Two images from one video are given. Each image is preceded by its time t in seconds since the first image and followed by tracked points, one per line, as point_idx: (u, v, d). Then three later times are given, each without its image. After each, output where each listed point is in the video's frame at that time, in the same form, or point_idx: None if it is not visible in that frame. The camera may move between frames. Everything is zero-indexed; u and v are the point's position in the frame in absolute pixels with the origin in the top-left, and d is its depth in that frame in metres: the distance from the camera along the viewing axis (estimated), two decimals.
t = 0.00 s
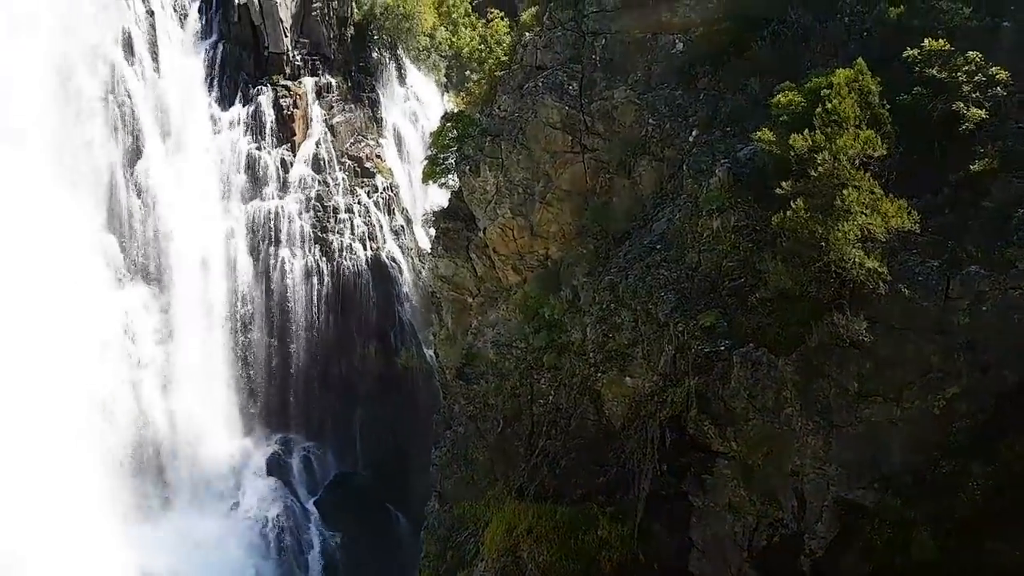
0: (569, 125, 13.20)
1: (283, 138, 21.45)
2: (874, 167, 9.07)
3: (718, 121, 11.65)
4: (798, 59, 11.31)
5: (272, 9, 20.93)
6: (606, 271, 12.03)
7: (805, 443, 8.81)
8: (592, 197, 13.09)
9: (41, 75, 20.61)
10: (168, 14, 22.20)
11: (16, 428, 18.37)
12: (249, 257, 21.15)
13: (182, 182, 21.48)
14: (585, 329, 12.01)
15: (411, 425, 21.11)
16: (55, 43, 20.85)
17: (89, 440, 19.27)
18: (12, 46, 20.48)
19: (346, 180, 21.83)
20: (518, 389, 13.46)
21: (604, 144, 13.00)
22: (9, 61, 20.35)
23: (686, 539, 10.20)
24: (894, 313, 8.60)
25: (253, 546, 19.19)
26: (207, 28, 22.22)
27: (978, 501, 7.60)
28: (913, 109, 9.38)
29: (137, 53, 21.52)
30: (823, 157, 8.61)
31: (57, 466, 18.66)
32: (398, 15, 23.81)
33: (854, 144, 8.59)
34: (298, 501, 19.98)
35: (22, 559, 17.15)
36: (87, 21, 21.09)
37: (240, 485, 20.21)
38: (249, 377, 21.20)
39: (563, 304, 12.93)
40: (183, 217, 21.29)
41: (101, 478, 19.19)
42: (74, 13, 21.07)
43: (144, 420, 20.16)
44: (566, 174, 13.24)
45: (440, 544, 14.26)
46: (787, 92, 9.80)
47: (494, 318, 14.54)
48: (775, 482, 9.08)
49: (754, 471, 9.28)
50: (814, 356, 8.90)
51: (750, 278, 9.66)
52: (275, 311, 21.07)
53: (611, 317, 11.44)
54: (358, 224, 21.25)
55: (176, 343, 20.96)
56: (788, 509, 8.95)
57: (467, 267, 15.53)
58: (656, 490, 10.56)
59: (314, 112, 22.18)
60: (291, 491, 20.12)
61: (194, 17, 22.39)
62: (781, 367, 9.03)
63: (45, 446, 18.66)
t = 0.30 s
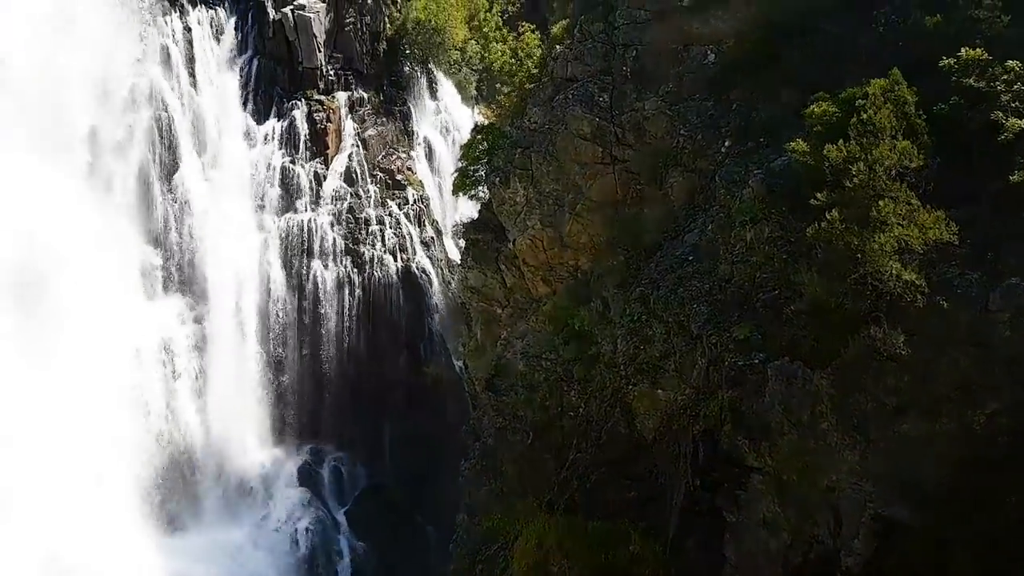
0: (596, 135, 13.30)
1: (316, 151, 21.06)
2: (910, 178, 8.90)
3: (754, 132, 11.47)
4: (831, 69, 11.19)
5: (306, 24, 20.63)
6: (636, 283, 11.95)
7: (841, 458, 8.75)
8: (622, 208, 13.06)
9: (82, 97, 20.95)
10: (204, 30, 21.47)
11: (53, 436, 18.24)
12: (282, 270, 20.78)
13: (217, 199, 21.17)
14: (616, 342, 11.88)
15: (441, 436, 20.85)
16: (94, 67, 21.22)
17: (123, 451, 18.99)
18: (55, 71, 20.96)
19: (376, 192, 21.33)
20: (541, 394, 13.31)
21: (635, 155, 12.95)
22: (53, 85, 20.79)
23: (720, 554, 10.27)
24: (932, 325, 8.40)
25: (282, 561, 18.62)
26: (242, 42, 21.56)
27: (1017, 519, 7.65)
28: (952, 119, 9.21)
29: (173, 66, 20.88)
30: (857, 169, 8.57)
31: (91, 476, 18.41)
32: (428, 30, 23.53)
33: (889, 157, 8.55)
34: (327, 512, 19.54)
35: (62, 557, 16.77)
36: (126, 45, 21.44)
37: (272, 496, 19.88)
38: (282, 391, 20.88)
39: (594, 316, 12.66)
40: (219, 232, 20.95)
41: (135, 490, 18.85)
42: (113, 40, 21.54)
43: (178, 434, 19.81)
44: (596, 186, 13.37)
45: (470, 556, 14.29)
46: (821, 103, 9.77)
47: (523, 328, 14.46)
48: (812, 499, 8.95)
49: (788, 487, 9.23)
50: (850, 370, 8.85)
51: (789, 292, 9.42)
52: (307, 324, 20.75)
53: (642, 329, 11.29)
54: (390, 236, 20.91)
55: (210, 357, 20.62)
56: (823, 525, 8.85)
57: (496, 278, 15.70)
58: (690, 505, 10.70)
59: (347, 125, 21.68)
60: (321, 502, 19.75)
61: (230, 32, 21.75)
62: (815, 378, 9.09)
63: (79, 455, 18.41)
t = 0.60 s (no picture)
0: (625, 145, 13.36)
1: (347, 164, 21.06)
2: (946, 188, 8.85)
3: (778, 142, 11.49)
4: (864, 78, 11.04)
5: (337, 39, 20.86)
6: (666, 296, 12.22)
7: (878, 475, 8.75)
8: (651, 219, 12.92)
9: (108, 102, 20.30)
10: (237, 46, 21.52)
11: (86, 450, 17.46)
12: (311, 281, 20.64)
13: (251, 214, 21.19)
14: (644, 355, 12.30)
15: (468, 445, 20.45)
16: (121, 77, 20.81)
17: (156, 465, 18.38)
18: (78, 73, 20.23)
19: (405, 205, 21.16)
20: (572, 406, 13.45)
21: (662, 167, 12.98)
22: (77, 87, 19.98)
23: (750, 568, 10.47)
24: (966, 338, 8.27)
25: (309, 570, 18.00)
26: (275, 59, 21.64)
27: None
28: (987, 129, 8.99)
29: (207, 80, 20.87)
30: (891, 180, 8.63)
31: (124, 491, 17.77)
32: (458, 42, 23.50)
33: (923, 167, 8.60)
34: (356, 522, 19.12)
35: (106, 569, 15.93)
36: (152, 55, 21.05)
37: (299, 505, 19.38)
38: (311, 403, 20.64)
39: (621, 328, 12.81)
40: (251, 244, 21.04)
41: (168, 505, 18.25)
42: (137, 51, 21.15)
43: (209, 448, 19.37)
44: (624, 198, 13.31)
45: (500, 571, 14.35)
46: (853, 112, 9.82)
47: (551, 339, 14.22)
48: (844, 515, 9.12)
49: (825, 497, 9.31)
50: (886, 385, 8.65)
51: (819, 299, 9.33)
52: (336, 336, 20.54)
53: (671, 341, 11.77)
54: (418, 248, 20.79)
55: (240, 370, 20.35)
56: (858, 541, 8.98)
57: (524, 289, 15.81)
58: (721, 521, 10.95)
59: (376, 138, 21.68)
60: (347, 509, 19.39)
61: (262, 48, 21.91)
62: (854, 395, 8.89)
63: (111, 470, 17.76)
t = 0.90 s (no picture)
0: (654, 163, 13.22)
1: (376, 181, 21.14)
2: (980, 206, 8.79)
3: (803, 154, 11.64)
4: (897, 92, 11.06)
5: (368, 60, 21.10)
6: (695, 315, 12.27)
7: (911, 494, 8.92)
8: (680, 235, 12.91)
9: (143, 118, 20.64)
10: (270, 66, 21.58)
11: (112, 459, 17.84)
12: (341, 297, 20.81)
13: (282, 229, 21.33)
14: (673, 373, 12.45)
15: (494, 464, 20.07)
16: (156, 94, 20.96)
17: (182, 475, 18.65)
18: (114, 88, 20.54)
19: (433, 222, 21.16)
20: (597, 422, 13.44)
21: (692, 184, 12.85)
22: (113, 103, 20.40)
23: None
24: (1004, 358, 8.24)
25: None
26: (306, 80, 21.77)
27: None
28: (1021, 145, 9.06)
29: (240, 99, 21.00)
30: (924, 198, 8.78)
31: (149, 498, 18.13)
32: (485, 61, 23.25)
33: (955, 185, 8.65)
34: (381, 539, 18.96)
35: (125, 574, 16.29)
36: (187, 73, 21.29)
37: (327, 521, 19.39)
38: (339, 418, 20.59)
39: (650, 345, 12.97)
40: (281, 260, 21.13)
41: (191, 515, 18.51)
42: (173, 66, 21.31)
43: (237, 462, 19.43)
44: (652, 214, 13.26)
45: None
46: (884, 128, 9.83)
47: (579, 356, 14.10)
48: (877, 535, 9.21)
49: (856, 517, 9.47)
50: (922, 406, 8.79)
51: (851, 313, 9.44)
52: (365, 351, 20.61)
53: (701, 359, 11.72)
54: (445, 263, 20.76)
55: (269, 387, 20.38)
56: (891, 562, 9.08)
57: (551, 306, 15.66)
58: (753, 543, 11.18)
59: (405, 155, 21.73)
60: (375, 530, 19.15)
61: (295, 69, 21.90)
62: (887, 410, 9.08)
63: (138, 477, 18.07)
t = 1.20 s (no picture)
0: (680, 182, 13.39)
1: (402, 203, 21.27)
2: (1017, 226, 8.45)
3: (842, 177, 11.32)
4: (922, 106, 10.86)
5: (394, 83, 21.40)
6: (722, 336, 12.32)
7: (944, 519, 8.84)
8: (706, 254, 12.85)
9: (177, 141, 21.07)
10: (299, 91, 21.98)
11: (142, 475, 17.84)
12: (366, 318, 20.73)
13: (311, 250, 21.48)
14: (702, 395, 12.59)
15: (518, 487, 20.03)
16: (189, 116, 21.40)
17: (210, 494, 18.70)
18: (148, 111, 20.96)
19: (457, 242, 21.13)
20: (626, 441, 13.65)
21: (720, 204, 12.81)
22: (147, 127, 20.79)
23: None
24: None
25: None
26: (334, 102, 22.03)
27: None
28: None
29: (271, 123, 21.35)
30: (954, 217, 8.50)
31: (179, 517, 18.08)
32: (511, 84, 23.06)
33: (988, 201, 8.30)
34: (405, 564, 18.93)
35: None
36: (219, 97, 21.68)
37: (348, 544, 19.17)
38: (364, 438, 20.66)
39: (677, 366, 12.96)
40: (310, 281, 21.28)
41: (220, 533, 18.44)
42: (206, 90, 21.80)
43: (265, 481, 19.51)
44: (678, 235, 13.28)
45: None
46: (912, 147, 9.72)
47: (604, 378, 14.37)
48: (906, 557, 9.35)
49: (891, 541, 9.53)
50: (955, 427, 8.66)
51: (881, 334, 9.50)
52: (389, 371, 20.46)
53: (730, 381, 12.11)
54: (469, 283, 20.63)
55: (296, 407, 20.57)
56: None
57: (575, 325, 15.76)
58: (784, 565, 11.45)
59: (432, 176, 21.95)
60: (399, 553, 19.18)
61: (323, 91, 22.22)
62: (922, 439, 9.04)
63: (167, 496, 18.07)
